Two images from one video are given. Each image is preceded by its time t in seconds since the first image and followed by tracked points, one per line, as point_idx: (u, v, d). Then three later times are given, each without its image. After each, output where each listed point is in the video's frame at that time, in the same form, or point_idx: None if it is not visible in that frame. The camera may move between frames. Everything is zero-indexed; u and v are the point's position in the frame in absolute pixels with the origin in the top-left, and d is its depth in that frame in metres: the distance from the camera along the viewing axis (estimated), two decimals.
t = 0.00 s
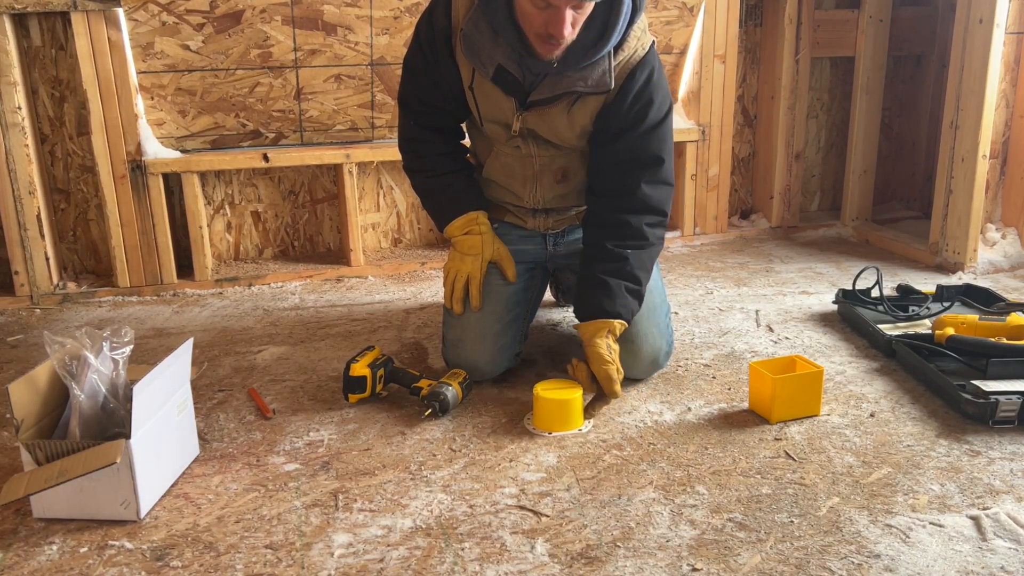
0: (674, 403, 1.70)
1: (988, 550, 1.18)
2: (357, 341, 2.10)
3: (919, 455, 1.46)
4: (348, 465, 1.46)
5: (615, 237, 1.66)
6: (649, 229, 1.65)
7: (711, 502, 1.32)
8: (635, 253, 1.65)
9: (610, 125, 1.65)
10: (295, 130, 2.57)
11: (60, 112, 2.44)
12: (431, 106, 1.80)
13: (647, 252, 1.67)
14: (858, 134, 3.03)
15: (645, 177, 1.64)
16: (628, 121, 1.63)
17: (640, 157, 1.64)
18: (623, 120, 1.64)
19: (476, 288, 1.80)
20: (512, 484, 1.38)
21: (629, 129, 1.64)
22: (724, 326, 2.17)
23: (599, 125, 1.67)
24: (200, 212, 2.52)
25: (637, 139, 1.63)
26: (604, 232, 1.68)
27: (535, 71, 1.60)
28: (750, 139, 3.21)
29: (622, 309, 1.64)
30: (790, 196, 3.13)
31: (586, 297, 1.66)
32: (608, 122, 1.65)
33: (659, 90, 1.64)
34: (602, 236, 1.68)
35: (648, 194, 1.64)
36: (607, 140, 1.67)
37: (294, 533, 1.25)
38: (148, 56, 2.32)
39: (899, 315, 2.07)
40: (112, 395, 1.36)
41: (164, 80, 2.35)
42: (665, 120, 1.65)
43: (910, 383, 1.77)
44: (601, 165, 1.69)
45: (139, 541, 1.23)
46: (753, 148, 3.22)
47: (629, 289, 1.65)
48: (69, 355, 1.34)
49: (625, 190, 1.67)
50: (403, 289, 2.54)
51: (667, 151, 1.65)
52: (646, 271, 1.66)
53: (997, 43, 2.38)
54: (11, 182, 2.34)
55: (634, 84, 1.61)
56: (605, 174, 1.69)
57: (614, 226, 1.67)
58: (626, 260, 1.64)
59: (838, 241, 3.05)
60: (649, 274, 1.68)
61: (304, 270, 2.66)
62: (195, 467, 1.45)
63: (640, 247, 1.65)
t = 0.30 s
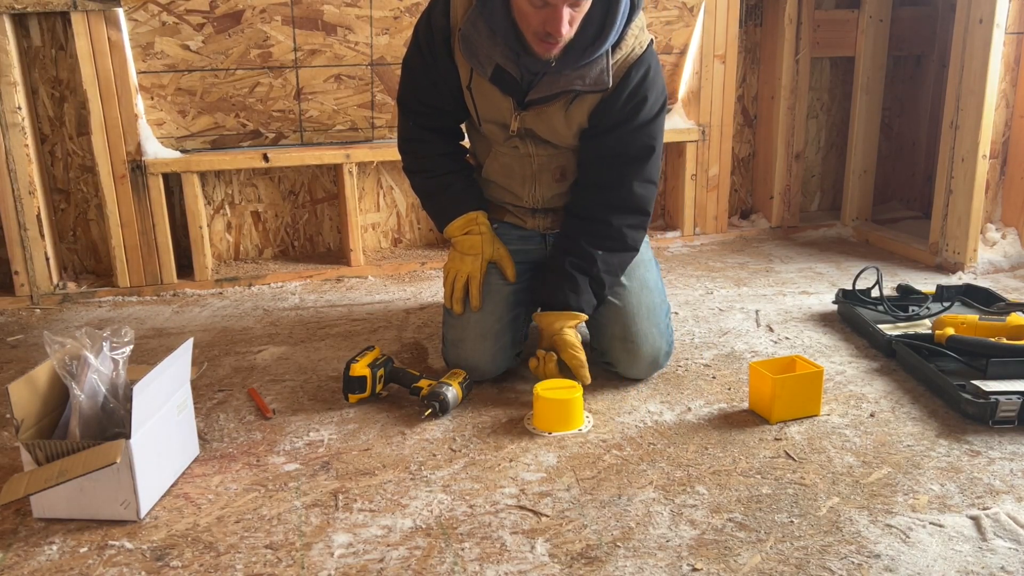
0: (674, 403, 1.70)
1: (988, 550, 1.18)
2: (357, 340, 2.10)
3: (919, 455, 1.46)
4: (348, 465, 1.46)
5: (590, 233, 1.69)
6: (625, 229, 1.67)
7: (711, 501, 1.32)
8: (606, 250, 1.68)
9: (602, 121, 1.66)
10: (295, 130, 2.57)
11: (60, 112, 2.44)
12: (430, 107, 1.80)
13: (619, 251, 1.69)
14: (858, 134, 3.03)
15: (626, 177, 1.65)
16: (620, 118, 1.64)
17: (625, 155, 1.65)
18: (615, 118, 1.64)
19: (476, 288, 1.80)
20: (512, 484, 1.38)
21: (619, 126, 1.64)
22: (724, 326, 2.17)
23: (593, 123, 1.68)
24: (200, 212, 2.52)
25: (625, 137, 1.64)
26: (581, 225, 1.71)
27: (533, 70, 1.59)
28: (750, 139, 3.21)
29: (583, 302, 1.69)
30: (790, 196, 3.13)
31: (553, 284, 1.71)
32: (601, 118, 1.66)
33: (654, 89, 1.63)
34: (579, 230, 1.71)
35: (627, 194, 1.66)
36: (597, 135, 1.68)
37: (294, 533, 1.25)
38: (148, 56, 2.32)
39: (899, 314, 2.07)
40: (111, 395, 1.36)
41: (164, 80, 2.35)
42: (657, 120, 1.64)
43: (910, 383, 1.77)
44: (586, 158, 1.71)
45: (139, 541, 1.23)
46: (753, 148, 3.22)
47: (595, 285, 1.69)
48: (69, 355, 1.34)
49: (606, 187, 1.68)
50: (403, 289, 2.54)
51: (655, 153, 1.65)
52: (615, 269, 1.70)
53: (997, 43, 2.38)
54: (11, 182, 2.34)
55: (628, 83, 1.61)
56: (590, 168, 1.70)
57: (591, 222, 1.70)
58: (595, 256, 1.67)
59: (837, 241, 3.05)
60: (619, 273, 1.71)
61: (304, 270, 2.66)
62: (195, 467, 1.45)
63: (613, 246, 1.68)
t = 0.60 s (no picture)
0: (674, 403, 1.70)
1: (988, 550, 1.18)
2: (357, 340, 2.10)
3: (919, 455, 1.46)
4: (348, 465, 1.46)
5: (581, 232, 1.69)
6: (616, 229, 1.67)
7: (711, 502, 1.32)
8: (597, 250, 1.68)
9: (597, 121, 1.66)
10: (295, 130, 2.57)
11: (60, 112, 2.44)
12: (430, 107, 1.80)
13: (610, 252, 1.68)
14: (858, 134, 3.03)
15: (618, 177, 1.65)
16: (616, 119, 1.64)
17: (619, 155, 1.65)
18: (611, 118, 1.64)
19: (475, 288, 1.80)
20: (512, 484, 1.38)
21: (615, 127, 1.65)
22: (724, 326, 2.17)
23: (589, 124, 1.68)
24: (200, 212, 2.52)
25: (620, 138, 1.64)
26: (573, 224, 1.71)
27: (531, 71, 1.60)
28: (750, 139, 3.21)
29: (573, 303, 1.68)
30: (790, 196, 3.13)
31: (544, 284, 1.70)
32: (597, 119, 1.66)
33: (651, 91, 1.63)
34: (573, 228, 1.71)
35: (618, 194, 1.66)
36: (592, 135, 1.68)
37: (294, 533, 1.25)
38: (148, 56, 2.32)
39: (899, 314, 2.07)
40: (111, 395, 1.36)
41: (164, 80, 2.35)
42: (653, 121, 1.64)
43: (910, 383, 1.77)
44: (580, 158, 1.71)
45: (139, 541, 1.23)
46: (753, 148, 3.22)
47: (585, 285, 1.68)
48: (69, 355, 1.34)
49: (599, 187, 1.69)
50: (403, 289, 2.54)
51: (649, 155, 1.65)
52: (606, 269, 1.69)
53: (997, 43, 2.38)
54: (11, 182, 2.34)
55: (625, 84, 1.61)
56: (585, 167, 1.70)
57: (584, 221, 1.70)
58: (585, 255, 1.67)
59: (838, 241, 3.05)
60: (610, 273, 1.70)
61: (304, 270, 2.66)
62: (195, 467, 1.45)
63: (604, 246, 1.68)
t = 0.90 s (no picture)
0: (674, 403, 1.70)
1: (988, 550, 1.18)
2: (357, 341, 2.10)
3: (919, 455, 1.46)
4: (348, 465, 1.46)
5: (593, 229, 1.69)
6: (628, 224, 1.67)
7: (711, 501, 1.32)
8: (611, 246, 1.68)
9: (599, 116, 1.65)
10: (295, 130, 2.57)
11: (60, 113, 2.44)
12: (430, 107, 1.80)
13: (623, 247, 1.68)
14: (858, 134, 3.03)
15: (626, 172, 1.65)
16: (617, 112, 1.64)
17: (624, 149, 1.65)
18: (613, 111, 1.64)
19: (475, 288, 1.80)
20: (512, 484, 1.38)
21: (617, 121, 1.64)
22: (724, 326, 2.17)
23: (592, 117, 1.67)
24: (200, 212, 2.52)
25: (623, 132, 1.64)
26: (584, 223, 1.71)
27: (529, 65, 1.59)
28: (750, 139, 3.21)
29: (590, 303, 1.67)
30: (790, 196, 3.13)
31: (560, 285, 1.70)
32: (597, 113, 1.65)
33: (651, 83, 1.63)
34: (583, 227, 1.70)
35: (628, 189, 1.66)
36: (594, 130, 1.67)
37: (294, 533, 1.25)
38: (148, 56, 2.32)
39: (899, 314, 2.07)
40: (111, 395, 1.36)
41: (164, 80, 2.35)
42: (655, 113, 1.64)
43: (910, 383, 1.77)
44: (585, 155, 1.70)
45: (139, 541, 1.23)
46: (753, 148, 3.22)
47: (601, 283, 1.68)
48: (69, 355, 1.34)
49: (606, 183, 1.68)
50: (403, 289, 2.54)
51: (653, 147, 1.65)
52: (621, 265, 1.68)
53: (996, 43, 2.38)
54: (11, 182, 2.34)
55: (625, 76, 1.60)
56: (589, 164, 1.70)
57: (595, 220, 1.70)
58: (600, 253, 1.66)
59: (838, 241, 3.05)
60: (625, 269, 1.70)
61: (304, 270, 2.66)
62: (195, 467, 1.45)
63: (617, 242, 1.68)
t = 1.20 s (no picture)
0: (674, 403, 1.70)
1: (988, 550, 1.18)
2: (357, 341, 2.10)
3: (919, 455, 1.46)
4: (348, 465, 1.46)
5: (614, 229, 1.62)
6: (647, 216, 1.60)
7: (711, 501, 1.32)
8: (634, 243, 1.60)
9: (599, 116, 1.65)
10: (295, 130, 2.57)
11: (60, 112, 2.44)
12: (429, 108, 1.80)
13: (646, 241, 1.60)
14: (858, 134, 3.03)
15: (635, 164, 1.61)
16: (617, 109, 1.62)
17: (629, 143, 1.62)
18: (612, 109, 1.62)
19: (475, 288, 1.79)
20: (512, 484, 1.38)
21: (619, 118, 1.62)
22: (724, 326, 2.17)
23: (592, 117, 1.66)
24: (200, 212, 2.52)
25: (625, 127, 1.62)
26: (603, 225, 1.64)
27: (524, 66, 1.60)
28: (750, 139, 3.21)
29: (622, 309, 1.58)
30: (790, 196, 3.13)
31: (591, 296, 1.62)
32: (596, 114, 1.65)
33: (647, 76, 1.62)
34: (601, 230, 1.64)
35: (640, 181, 1.60)
36: (597, 131, 1.66)
37: (294, 533, 1.25)
38: (148, 56, 2.31)
39: (899, 314, 2.07)
40: (111, 395, 1.36)
41: (164, 81, 2.35)
42: (655, 106, 1.63)
43: (910, 383, 1.77)
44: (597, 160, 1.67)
45: (139, 541, 1.23)
46: (753, 148, 3.22)
47: (631, 285, 1.59)
48: (69, 355, 1.34)
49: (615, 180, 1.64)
50: (403, 289, 2.54)
51: (659, 137, 1.62)
52: (647, 260, 1.60)
53: (997, 43, 2.38)
54: (11, 182, 2.34)
55: (620, 73, 1.59)
56: (598, 166, 1.67)
57: (610, 220, 1.63)
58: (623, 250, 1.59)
59: (838, 241, 3.05)
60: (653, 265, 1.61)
61: (304, 270, 2.66)
62: (195, 467, 1.45)
63: (640, 237, 1.60)
